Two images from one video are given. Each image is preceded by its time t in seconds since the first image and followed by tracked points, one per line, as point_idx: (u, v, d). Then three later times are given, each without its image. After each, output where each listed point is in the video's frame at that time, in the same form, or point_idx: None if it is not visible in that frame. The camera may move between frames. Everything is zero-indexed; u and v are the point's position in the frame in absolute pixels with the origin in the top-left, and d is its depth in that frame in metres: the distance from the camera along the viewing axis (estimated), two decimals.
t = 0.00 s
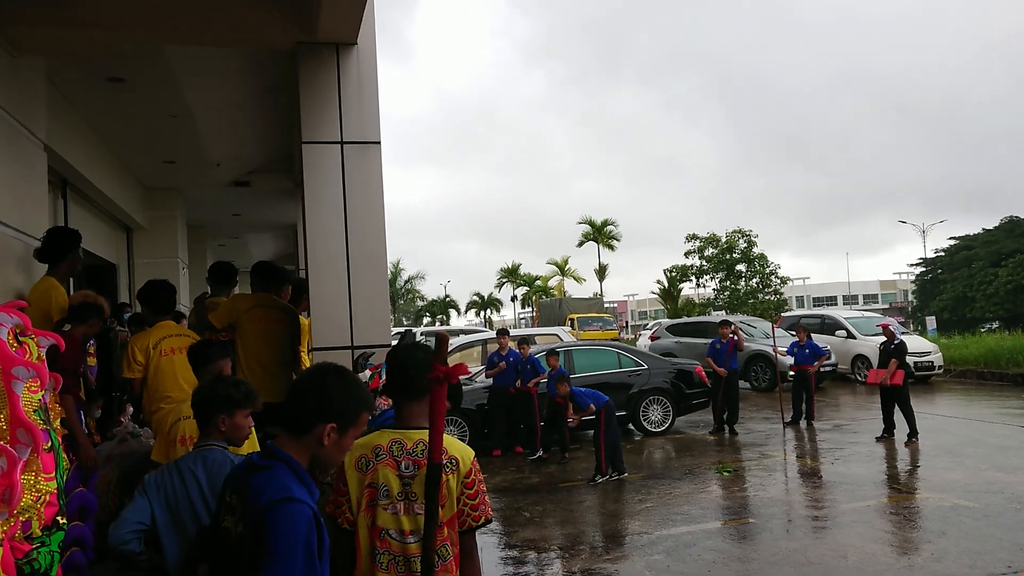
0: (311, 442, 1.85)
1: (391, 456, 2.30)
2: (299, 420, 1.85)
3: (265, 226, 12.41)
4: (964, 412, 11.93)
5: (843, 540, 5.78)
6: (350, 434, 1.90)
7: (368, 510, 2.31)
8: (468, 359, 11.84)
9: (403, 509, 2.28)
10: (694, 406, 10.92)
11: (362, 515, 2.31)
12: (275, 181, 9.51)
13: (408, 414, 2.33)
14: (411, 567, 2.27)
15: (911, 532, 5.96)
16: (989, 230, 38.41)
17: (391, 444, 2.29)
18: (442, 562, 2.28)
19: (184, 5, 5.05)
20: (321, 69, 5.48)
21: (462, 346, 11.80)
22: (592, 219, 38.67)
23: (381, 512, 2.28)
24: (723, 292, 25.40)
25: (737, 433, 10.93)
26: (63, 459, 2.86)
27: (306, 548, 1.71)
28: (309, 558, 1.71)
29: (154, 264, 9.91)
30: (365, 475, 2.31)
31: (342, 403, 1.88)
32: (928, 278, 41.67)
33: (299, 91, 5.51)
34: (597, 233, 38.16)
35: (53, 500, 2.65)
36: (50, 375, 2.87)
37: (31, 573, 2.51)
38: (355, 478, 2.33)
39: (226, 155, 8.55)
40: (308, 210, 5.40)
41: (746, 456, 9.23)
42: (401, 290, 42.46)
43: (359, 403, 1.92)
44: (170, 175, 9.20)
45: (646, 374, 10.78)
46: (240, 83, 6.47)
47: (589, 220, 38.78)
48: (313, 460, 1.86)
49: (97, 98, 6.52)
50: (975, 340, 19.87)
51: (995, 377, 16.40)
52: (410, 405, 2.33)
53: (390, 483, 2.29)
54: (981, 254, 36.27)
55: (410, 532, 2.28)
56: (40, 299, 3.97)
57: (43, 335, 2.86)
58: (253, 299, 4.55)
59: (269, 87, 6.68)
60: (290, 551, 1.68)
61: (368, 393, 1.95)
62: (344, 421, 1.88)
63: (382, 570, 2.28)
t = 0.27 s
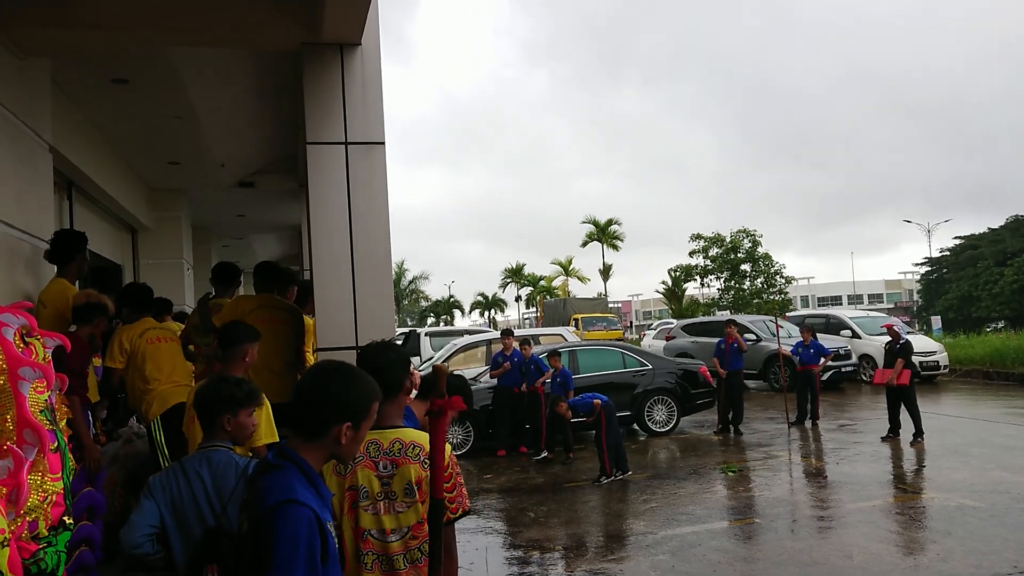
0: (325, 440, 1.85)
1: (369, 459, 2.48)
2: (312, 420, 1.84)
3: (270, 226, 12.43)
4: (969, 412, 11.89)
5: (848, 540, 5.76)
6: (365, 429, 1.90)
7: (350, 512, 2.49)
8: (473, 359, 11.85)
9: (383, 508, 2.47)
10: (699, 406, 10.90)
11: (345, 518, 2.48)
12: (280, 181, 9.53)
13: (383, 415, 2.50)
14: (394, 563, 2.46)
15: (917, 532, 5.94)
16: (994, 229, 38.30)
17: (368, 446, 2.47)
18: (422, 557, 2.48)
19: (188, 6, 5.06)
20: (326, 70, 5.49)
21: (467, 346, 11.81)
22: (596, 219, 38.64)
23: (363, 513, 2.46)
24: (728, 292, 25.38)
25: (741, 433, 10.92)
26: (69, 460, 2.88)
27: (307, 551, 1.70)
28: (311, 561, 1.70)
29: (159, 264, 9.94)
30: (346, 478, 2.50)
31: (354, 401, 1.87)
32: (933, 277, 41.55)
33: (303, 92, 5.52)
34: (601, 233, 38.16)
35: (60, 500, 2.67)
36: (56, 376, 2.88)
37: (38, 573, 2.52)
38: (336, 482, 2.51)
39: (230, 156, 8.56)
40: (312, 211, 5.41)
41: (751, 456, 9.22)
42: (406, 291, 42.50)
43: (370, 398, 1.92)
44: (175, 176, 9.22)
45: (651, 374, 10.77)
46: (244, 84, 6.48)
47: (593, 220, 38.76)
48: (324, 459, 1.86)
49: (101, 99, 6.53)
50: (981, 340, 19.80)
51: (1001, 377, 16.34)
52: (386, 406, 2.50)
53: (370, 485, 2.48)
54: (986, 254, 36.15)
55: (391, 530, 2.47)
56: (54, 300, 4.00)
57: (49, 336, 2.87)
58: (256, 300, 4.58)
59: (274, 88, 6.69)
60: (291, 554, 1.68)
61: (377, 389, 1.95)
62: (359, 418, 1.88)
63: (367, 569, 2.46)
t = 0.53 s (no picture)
0: (332, 437, 1.84)
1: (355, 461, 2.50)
2: (319, 418, 1.83)
3: (275, 227, 12.45)
4: (975, 412, 11.85)
5: (854, 540, 5.75)
6: (374, 425, 1.89)
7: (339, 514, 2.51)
8: (477, 359, 11.85)
9: (369, 509, 2.48)
10: (703, 406, 10.88)
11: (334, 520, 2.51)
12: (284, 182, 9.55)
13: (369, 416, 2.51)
14: (382, 563, 2.47)
15: (922, 532, 5.92)
16: (1000, 228, 38.19)
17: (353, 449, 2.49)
18: (409, 557, 2.47)
19: (192, 8, 5.07)
20: (331, 70, 5.50)
21: (471, 346, 11.81)
22: (600, 219, 38.64)
23: (351, 515, 2.48)
24: (732, 292, 25.36)
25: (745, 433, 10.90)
26: (76, 461, 2.88)
27: (307, 549, 1.70)
28: (311, 559, 1.70)
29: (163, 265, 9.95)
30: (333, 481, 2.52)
31: (360, 396, 1.87)
32: (938, 277, 41.44)
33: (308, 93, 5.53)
34: (605, 233, 38.15)
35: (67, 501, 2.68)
36: (62, 376, 2.89)
37: (44, 573, 2.52)
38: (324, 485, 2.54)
39: (235, 156, 8.58)
40: (317, 211, 5.41)
41: (756, 456, 9.20)
42: (411, 291, 42.53)
43: (377, 393, 1.92)
44: (179, 177, 9.23)
45: (655, 374, 10.76)
46: (249, 85, 6.48)
47: (597, 220, 38.75)
48: (333, 455, 1.86)
49: (106, 100, 6.54)
50: (987, 339, 19.73)
51: (1006, 376, 16.28)
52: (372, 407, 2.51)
53: (356, 487, 2.50)
54: (992, 253, 36.07)
55: (379, 531, 2.48)
56: (66, 299, 4.02)
57: (55, 337, 2.88)
58: (262, 300, 4.59)
59: (279, 89, 6.70)
60: (291, 550, 1.69)
61: (383, 384, 1.94)
62: (367, 412, 1.88)
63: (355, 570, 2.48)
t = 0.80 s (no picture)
0: (353, 433, 1.86)
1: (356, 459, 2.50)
2: (339, 414, 1.85)
3: (279, 226, 12.47)
4: (980, 412, 11.82)
5: (858, 540, 5.74)
6: (394, 423, 1.91)
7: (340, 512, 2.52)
8: (480, 358, 11.86)
9: (370, 508, 2.47)
10: (707, 405, 10.87)
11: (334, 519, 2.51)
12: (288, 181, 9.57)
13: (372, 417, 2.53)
14: (380, 563, 2.45)
15: (927, 531, 5.91)
16: (1005, 228, 38.07)
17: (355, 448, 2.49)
18: (408, 557, 2.46)
19: (196, 8, 5.09)
20: (335, 70, 5.51)
21: (475, 346, 11.82)
22: (604, 218, 38.64)
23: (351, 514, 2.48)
24: (736, 291, 25.34)
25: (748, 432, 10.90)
26: (80, 460, 2.89)
27: (328, 539, 1.72)
28: (332, 550, 1.72)
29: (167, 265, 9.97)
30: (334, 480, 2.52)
31: (380, 394, 1.88)
32: (943, 277, 41.35)
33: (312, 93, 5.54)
34: (609, 232, 38.15)
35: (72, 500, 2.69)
36: (67, 376, 2.90)
37: (50, 571, 2.53)
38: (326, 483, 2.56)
39: (239, 156, 8.59)
40: (321, 211, 5.42)
41: (760, 456, 9.18)
42: (415, 290, 42.60)
43: (397, 392, 1.93)
44: (183, 176, 9.25)
45: (659, 373, 10.75)
46: (252, 85, 6.50)
47: (601, 219, 38.74)
48: (354, 451, 1.87)
49: (110, 100, 6.55)
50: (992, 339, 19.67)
51: (1011, 376, 16.24)
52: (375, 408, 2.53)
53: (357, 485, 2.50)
54: (996, 253, 36.00)
55: (378, 531, 2.47)
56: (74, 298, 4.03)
57: (60, 337, 2.88)
58: (255, 301, 4.56)
59: (283, 89, 6.71)
60: (313, 539, 1.71)
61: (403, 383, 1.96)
62: (387, 410, 1.89)
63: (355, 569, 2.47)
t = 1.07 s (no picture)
0: (368, 432, 1.87)
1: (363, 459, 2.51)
2: (353, 413, 1.87)
3: (282, 226, 12.48)
4: (985, 411, 11.79)
5: (862, 540, 5.73)
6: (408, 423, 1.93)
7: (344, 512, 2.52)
8: (484, 358, 11.86)
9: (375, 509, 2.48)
10: (710, 405, 10.85)
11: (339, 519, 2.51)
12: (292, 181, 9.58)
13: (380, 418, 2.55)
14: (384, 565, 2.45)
15: (931, 531, 5.90)
16: (1010, 227, 37.94)
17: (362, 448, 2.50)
18: (413, 559, 2.46)
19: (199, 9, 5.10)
20: (338, 70, 5.51)
21: (478, 345, 11.83)
22: (608, 218, 38.60)
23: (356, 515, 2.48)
24: (740, 290, 25.31)
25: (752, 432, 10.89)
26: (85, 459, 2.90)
27: (343, 534, 1.74)
28: (347, 544, 1.73)
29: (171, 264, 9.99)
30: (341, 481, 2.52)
31: (395, 394, 1.90)
32: (947, 276, 41.23)
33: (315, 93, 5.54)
34: (612, 231, 38.12)
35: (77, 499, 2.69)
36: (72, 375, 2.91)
37: (54, 571, 2.53)
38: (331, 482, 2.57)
39: (242, 156, 8.60)
40: (325, 210, 5.43)
41: (764, 455, 9.17)
42: (418, 290, 42.64)
43: (410, 394, 1.94)
44: (187, 176, 9.27)
45: (662, 373, 10.74)
46: (256, 85, 6.51)
47: (604, 218, 38.71)
48: (368, 449, 1.89)
49: (114, 100, 6.57)
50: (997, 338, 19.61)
51: (1016, 376, 16.17)
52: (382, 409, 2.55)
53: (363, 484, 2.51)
54: (1001, 252, 35.90)
55: (383, 532, 2.46)
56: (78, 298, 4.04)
57: (65, 336, 2.89)
58: (245, 300, 4.61)
59: (286, 89, 6.72)
60: (328, 533, 1.72)
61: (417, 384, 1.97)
62: (402, 411, 1.91)
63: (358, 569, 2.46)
